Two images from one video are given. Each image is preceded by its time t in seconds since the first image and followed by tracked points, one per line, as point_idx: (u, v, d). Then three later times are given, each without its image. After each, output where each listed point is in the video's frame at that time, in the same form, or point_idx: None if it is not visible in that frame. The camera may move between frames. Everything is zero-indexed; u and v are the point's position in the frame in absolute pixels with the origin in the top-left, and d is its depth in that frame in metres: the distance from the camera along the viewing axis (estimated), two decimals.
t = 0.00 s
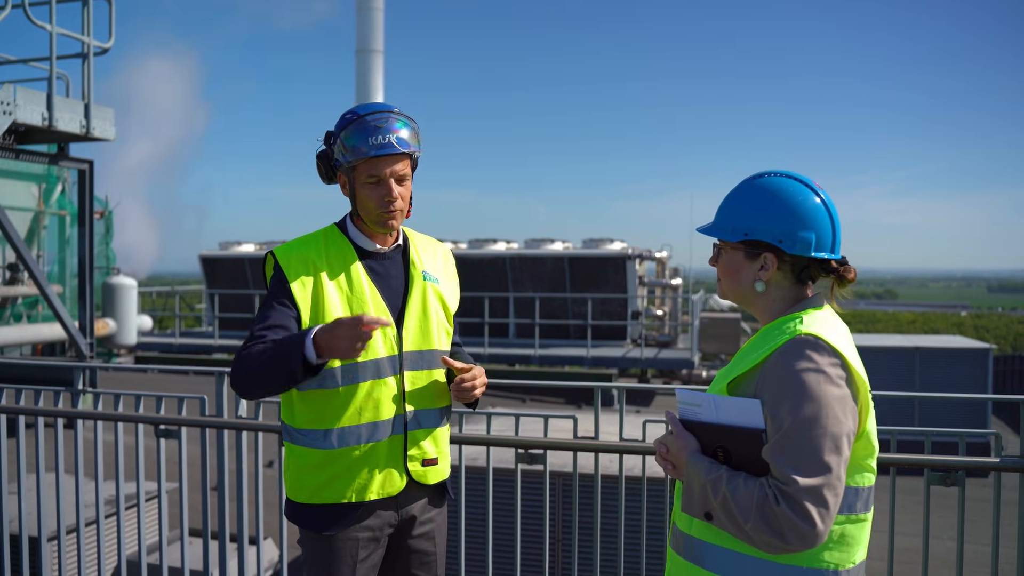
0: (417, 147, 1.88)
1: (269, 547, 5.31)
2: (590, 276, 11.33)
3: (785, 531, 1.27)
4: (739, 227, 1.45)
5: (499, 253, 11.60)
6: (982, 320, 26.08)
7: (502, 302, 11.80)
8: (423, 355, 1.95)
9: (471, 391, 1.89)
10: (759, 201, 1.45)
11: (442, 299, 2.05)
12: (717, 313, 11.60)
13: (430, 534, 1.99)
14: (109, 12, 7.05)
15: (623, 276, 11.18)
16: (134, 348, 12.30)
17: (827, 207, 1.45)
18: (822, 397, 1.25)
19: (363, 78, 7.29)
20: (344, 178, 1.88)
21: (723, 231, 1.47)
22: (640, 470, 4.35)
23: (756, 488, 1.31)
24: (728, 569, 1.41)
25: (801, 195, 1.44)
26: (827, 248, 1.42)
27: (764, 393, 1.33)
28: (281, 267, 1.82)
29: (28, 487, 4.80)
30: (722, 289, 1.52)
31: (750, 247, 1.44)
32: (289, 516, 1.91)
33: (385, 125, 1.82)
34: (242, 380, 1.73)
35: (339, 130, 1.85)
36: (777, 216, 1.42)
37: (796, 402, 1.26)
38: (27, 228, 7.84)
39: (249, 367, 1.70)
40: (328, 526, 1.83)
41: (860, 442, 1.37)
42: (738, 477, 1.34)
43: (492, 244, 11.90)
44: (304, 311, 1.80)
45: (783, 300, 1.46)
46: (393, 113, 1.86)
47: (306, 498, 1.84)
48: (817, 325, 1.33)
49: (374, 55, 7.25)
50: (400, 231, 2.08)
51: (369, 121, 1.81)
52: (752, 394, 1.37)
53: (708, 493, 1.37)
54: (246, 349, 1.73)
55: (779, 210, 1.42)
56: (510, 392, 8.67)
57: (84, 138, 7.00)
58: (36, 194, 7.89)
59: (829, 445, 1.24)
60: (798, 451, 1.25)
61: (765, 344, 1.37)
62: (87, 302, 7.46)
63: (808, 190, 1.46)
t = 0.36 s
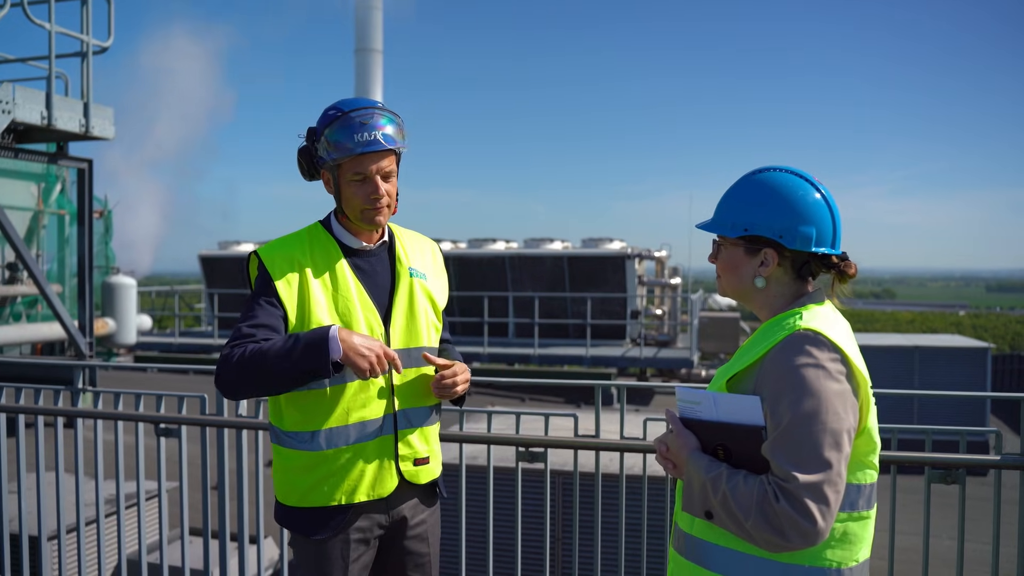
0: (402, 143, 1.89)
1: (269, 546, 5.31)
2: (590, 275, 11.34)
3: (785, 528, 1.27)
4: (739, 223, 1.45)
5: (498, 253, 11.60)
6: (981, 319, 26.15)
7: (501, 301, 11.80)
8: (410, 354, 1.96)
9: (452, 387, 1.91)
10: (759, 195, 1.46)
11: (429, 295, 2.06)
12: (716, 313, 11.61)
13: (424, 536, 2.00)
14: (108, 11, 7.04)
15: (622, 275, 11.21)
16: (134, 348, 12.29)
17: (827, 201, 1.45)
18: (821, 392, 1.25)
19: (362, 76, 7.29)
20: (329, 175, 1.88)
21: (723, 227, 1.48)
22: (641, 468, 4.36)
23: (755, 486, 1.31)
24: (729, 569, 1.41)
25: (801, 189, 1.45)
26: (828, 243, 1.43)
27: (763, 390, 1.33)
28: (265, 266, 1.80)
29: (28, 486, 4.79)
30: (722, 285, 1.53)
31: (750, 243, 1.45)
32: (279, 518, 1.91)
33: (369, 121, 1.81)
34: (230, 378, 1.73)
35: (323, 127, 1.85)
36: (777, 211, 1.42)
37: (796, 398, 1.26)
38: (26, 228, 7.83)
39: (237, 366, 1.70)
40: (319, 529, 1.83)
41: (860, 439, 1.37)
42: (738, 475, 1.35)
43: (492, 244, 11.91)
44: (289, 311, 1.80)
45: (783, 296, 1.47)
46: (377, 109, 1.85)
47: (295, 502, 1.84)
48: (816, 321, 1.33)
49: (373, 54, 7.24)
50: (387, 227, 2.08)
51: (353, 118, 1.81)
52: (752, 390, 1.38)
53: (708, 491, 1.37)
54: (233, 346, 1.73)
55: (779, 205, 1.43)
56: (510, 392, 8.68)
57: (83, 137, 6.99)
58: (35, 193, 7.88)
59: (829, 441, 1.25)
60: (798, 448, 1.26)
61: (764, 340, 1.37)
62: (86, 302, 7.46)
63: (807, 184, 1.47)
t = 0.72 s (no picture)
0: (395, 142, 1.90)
1: (269, 546, 5.31)
2: (589, 274, 11.35)
3: (777, 532, 1.27)
4: (736, 227, 1.45)
5: (498, 252, 11.59)
6: (981, 317, 26.17)
7: (501, 300, 11.80)
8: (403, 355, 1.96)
9: (446, 390, 1.89)
10: (757, 197, 1.45)
11: (421, 295, 2.06)
12: (716, 311, 11.60)
13: (418, 538, 2.01)
14: (107, 10, 7.03)
15: (622, 274, 11.22)
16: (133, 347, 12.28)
17: (825, 201, 1.45)
18: (817, 395, 1.24)
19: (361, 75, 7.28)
20: (321, 176, 1.87)
21: (721, 230, 1.47)
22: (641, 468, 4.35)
23: (749, 490, 1.31)
24: (721, 571, 1.41)
25: (800, 191, 1.44)
26: (827, 248, 1.42)
27: (759, 392, 1.33)
28: (256, 271, 1.80)
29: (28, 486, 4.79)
30: (720, 286, 1.52)
31: (748, 247, 1.45)
32: (276, 523, 1.90)
33: (363, 120, 1.82)
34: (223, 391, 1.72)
35: (314, 128, 1.84)
36: (775, 214, 1.42)
37: (791, 401, 1.25)
38: (26, 228, 7.83)
39: (234, 380, 1.70)
40: (317, 535, 1.83)
41: (857, 443, 1.36)
42: (732, 478, 1.34)
43: (491, 243, 11.92)
44: (282, 317, 1.79)
45: (781, 299, 1.47)
46: (370, 109, 1.85)
47: (292, 507, 1.84)
48: (814, 323, 1.32)
49: (372, 54, 7.22)
50: (376, 228, 2.08)
51: (347, 117, 1.81)
52: (748, 392, 1.37)
53: (702, 494, 1.37)
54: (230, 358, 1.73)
55: (778, 208, 1.42)
56: (510, 391, 8.68)
57: (82, 137, 6.98)
58: (35, 193, 7.88)
59: (824, 446, 1.24)
60: (792, 451, 1.25)
61: (762, 341, 1.37)
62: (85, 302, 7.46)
63: (806, 185, 1.46)
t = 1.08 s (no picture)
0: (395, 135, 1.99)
1: (269, 545, 5.31)
2: (589, 273, 11.37)
3: (773, 534, 1.27)
4: (741, 227, 1.45)
5: (497, 251, 11.60)
6: (980, 316, 26.20)
7: (501, 299, 11.81)
8: (400, 357, 1.96)
9: (454, 388, 1.91)
10: (763, 197, 1.45)
11: (415, 295, 2.07)
12: (716, 310, 11.61)
13: (415, 537, 2.01)
14: (106, 10, 7.03)
15: (621, 273, 11.24)
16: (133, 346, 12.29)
17: (830, 201, 1.46)
18: (815, 397, 1.25)
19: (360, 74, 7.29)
20: (333, 173, 1.87)
21: (726, 230, 1.47)
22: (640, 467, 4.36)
23: (745, 491, 1.31)
24: (718, 570, 1.42)
25: (804, 191, 1.45)
26: (831, 250, 1.43)
27: (758, 393, 1.33)
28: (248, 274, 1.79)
29: (29, 485, 4.80)
30: (723, 286, 1.53)
31: (752, 247, 1.45)
32: (274, 526, 1.91)
33: (371, 113, 1.89)
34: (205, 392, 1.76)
35: (324, 126, 1.85)
36: (781, 215, 1.42)
37: (789, 402, 1.26)
38: (25, 227, 7.83)
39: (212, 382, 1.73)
40: (315, 537, 1.84)
41: (856, 447, 1.36)
42: (729, 478, 1.35)
43: (490, 243, 11.93)
44: (273, 321, 1.79)
45: (785, 300, 1.47)
46: (372, 102, 1.93)
47: (290, 509, 1.85)
48: (814, 325, 1.33)
49: (371, 53, 7.23)
50: (373, 229, 2.09)
51: (358, 110, 1.87)
52: (747, 393, 1.38)
53: (699, 493, 1.38)
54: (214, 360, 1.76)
55: (784, 209, 1.42)
56: (509, 390, 8.69)
57: (81, 137, 6.98)
58: (34, 192, 7.88)
59: (821, 448, 1.24)
60: (789, 453, 1.26)
61: (762, 342, 1.38)
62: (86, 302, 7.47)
63: (811, 185, 1.46)
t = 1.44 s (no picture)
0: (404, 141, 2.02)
1: (268, 545, 5.32)
2: (588, 272, 11.37)
3: (785, 534, 1.27)
4: (743, 227, 1.45)
5: (497, 251, 11.61)
6: (979, 314, 26.20)
7: (500, 299, 11.81)
8: (396, 359, 1.96)
9: (425, 402, 1.87)
10: (764, 195, 1.46)
11: (414, 297, 2.06)
12: (715, 309, 11.61)
13: (411, 538, 2.02)
14: (105, 9, 7.04)
15: (621, 272, 11.25)
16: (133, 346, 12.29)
17: (831, 200, 1.46)
18: (823, 397, 1.25)
19: (359, 74, 7.29)
20: (338, 171, 1.88)
21: (728, 229, 1.47)
22: (639, 466, 4.36)
23: (756, 492, 1.31)
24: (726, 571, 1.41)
25: (804, 189, 1.45)
26: (832, 249, 1.43)
27: (765, 394, 1.33)
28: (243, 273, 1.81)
29: (29, 485, 4.79)
30: (723, 285, 1.53)
31: (753, 247, 1.45)
32: (271, 527, 1.92)
33: (384, 117, 1.92)
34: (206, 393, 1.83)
35: (339, 123, 1.87)
36: (783, 214, 1.42)
37: (798, 404, 1.26)
38: (25, 227, 7.83)
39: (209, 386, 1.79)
40: (310, 540, 1.85)
41: (862, 444, 1.36)
42: (739, 480, 1.34)
43: (490, 242, 11.93)
44: (267, 318, 1.80)
45: (785, 299, 1.48)
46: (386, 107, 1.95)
47: (284, 509, 1.86)
48: (819, 324, 1.33)
49: (370, 52, 7.22)
50: (371, 229, 2.09)
51: (372, 113, 1.89)
52: (753, 394, 1.37)
53: (708, 495, 1.37)
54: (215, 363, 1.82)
55: (786, 208, 1.43)
56: (508, 389, 8.70)
57: (81, 136, 6.98)
58: (33, 192, 7.88)
59: (830, 448, 1.24)
60: (798, 454, 1.25)
61: (766, 342, 1.37)
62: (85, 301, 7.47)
63: (811, 183, 1.46)
